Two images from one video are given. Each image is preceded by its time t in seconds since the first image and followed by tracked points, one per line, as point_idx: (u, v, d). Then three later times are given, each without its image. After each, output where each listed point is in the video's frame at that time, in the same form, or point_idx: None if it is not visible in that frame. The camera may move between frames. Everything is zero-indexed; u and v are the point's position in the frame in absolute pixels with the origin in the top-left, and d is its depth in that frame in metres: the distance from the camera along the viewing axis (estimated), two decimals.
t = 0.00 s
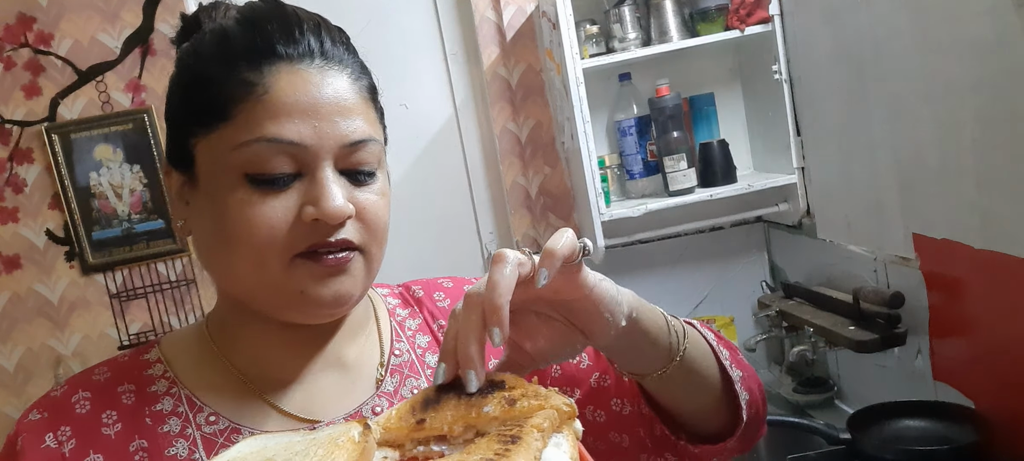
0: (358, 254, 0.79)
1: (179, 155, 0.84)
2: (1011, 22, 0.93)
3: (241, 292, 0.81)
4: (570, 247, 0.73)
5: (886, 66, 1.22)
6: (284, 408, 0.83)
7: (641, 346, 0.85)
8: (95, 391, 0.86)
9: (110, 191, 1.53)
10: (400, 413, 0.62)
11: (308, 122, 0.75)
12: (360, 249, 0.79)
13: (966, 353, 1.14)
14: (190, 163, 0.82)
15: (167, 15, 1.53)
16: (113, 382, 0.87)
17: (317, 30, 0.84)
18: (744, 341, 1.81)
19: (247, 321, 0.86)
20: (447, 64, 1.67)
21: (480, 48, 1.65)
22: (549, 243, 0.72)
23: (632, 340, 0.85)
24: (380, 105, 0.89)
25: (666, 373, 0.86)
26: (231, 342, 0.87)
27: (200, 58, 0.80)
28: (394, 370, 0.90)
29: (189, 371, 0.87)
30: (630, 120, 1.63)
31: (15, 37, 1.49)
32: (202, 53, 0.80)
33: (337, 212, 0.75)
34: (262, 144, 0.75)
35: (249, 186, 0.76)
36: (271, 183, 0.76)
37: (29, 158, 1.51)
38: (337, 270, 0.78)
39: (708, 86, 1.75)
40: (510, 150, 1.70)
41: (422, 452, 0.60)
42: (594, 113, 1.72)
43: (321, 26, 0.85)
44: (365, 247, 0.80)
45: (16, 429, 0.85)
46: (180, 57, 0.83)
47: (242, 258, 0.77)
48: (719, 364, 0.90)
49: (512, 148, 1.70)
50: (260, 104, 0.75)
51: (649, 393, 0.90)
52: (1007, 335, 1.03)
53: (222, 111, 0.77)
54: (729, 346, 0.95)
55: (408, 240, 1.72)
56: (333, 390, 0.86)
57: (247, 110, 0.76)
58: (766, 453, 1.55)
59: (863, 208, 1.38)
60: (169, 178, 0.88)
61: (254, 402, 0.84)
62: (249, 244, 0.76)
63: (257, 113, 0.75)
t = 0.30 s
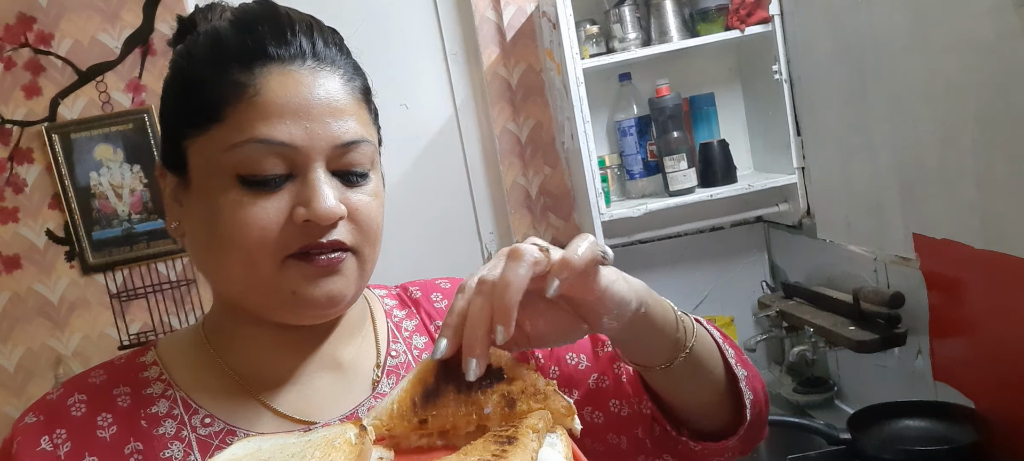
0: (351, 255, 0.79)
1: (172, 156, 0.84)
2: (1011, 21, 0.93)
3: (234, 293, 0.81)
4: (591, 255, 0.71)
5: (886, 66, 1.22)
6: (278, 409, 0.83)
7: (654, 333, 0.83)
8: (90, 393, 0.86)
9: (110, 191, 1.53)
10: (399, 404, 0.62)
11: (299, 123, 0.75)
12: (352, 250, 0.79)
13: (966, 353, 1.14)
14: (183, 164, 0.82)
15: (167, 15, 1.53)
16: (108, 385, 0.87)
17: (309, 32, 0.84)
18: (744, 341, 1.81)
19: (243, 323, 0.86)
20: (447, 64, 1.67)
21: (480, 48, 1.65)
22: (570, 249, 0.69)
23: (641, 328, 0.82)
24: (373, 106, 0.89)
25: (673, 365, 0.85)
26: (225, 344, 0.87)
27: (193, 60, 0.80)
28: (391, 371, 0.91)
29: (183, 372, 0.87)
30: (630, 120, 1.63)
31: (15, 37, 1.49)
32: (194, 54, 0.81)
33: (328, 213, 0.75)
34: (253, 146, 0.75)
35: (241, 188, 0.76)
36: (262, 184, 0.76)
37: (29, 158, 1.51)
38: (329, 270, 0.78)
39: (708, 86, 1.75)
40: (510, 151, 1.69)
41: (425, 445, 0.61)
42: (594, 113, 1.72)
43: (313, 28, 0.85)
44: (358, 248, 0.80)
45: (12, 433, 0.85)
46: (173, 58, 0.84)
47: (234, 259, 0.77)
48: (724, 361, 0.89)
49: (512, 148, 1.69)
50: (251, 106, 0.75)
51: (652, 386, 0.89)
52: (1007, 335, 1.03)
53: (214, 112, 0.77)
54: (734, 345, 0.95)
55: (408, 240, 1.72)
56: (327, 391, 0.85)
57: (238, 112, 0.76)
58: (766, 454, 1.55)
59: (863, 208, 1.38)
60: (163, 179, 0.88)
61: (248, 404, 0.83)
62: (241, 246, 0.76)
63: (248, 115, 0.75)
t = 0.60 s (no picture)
0: (348, 254, 0.79)
1: (171, 157, 0.84)
2: (1011, 22, 0.93)
3: (232, 293, 0.80)
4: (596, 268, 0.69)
5: (887, 66, 1.22)
6: (276, 409, 0.83)
7: (657, 317, 0.82)
8: (87, 395, 0.86)
9: (110, 191, 1.53)
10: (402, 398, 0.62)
11: (298, 122, 0.75)
12: (350, 250, 0.79)
13: (966, 352, 1.14)
14: (181, 164, 0.82)
15: (167, 15, 1.53)
16: (106, 386, 0.87)
17: (309, 33, 0.84)
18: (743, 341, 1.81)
19: (241, 323, 0.85)
20: (447, 64, 1.68)
21: (480, 49, 1.65)
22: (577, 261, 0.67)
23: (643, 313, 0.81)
24: (372, 107, 0.89)
25: (674, 351, 0.85)
26: (224, 345, 0.87)
27: (192, 60, 0.81)
28: (388, 371, 0.91)
29: (181, 374, 0.87)
30: (630, 120, 1.63)
31: (15, 37, 1.49)
32: (194, 55, 0.81)
33: (326, 212, 0.75)
34: (253, 145, 0.75)
35: (239, 187, 0.76)
36: (261, 183, 0.76)
37: (29, 158, 1.51)
38: (326, 269, 0.77)
39: (708, 86, 1.75)
40: (510, 150, 1.69)
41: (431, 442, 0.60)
42: (594, 113, 1.72)
43: (313, 29, 0.85)
44: (355, 248, 0.79)
45: (9, 435, 0.85)
46: (173, 59, 0.84)
47: (232, 258, 0.77)
48: (728, 346, 0.89)
49: (512, 148, 1.69)
50: (251, 106, 0.75)
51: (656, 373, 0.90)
52: (1007, 334, 1.03)
53: (213, 112, 0.77)
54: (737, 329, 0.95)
55: (408, 240, 1.72)
56: (326, 391, 0.85)
57: (237, 111, 0.76)
58: (766, 453, 1.55)
59: (863, 208, 1.38)
60: (162, 180, 0.88)
61: (247, 404, 0.83)
62: (239, 245, 0.76)
63: (247, 114, 0.75)
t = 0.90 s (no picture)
0: (342, 239, 0.78)
1: (164, 152, 0.85)
2: (1011, 21, 0.93)
3: (223, 282, 0.80)
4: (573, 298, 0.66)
5: (887, 65, 1.22)
6: (272, 410, 0.83)
7: (642, 306, 0.81)
8: (86, 396, 0.87)
9: (110, 191, 1.53)
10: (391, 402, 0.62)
11: (283, 99, 0.76)
12: (343, 234, 0.78)
13: (966, 352, 1.14)
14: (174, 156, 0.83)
15: (167, 15, 1.53)
16: (104, 388, 0.87)
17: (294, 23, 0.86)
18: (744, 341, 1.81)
19: (237, 321, 0.85)
20: (447, 64, 1.68)
21: (480, 49, 1.65)
22: (553, 290, 0.65)
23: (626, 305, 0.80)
24: (364, 98, 0.90)
25: (665, 336, 0.85)
26: (221, 344, 0.87)
27: (184, 54, 0.83)
28: (386, 372, 0.91)
29: (180, 376, 0.87)
30: (630, 120, 1.63)
31: (15, 37, 1.49)
32: (184, 50, 0.83)
33: (314, 185, 0.74)
34: (239, 123, 0.76)
35: (227, 168, 0.76)
36: (248, 163, 0.76)
37: (29, 158, 1.51)
38: (318, 258, 0.76)
39: (708, 86, 1.75)
40: (510, 150, 1.69)
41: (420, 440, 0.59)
42: (594, 113, 1.72)
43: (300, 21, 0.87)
44: (348, 232, 0.78)
45: (8, 437, 0.86)
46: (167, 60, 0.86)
47: (221, 244, 0.76)
48: (722, 327, 0.89)
49: (512, 148, 1.69)
50: (236, 86, 0.77)
51: (653, 363, 0.90)
52: (1007, 334, 1.03)
53: (202, 96, 0.79)
54: (732, 312, 0.96)
55: (408, 240, 1.72)
56: (325, 391, 0.85)
57: (224, 92, 0.77)
58: (766, 454, 1.55)
59: (863, 208, 1.38)
60: (157, 181, 0.89)
61: (245, 405, 0.83)
62: (228, 228, 0.75)
63: (233, 93, 0.77)
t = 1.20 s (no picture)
0: (336, 245, 0.78)
1: (155, 160, 0.85)
2: (1011, 21, 0.93)
3: (217, 291, 0.80)
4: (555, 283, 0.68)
5: (887, 66, 1.22)
6: (268, 413, 0.83)
7: (635, 314, 0.82)
8: (82, 399, 0.86)
9: (110, 191, 1.53)
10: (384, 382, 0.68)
11: (270, 111, 0.76)
12: (337, 240, 0.78)
13: (965, 352, 1.14)
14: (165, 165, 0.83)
15: (167, 15, 1.52)
16: (100, 390, 0.87)
17: (281, 26, 0.84)
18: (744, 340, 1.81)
19: (235, 324, 0.85)
20: (447, 64, 1.68)
21: (480, 48, 1.65)
22: (536, 274, 0.67)
23: (619, 309, 0.81)
24: (354, 96, 0.90)
25: (662, 346, 0.85)
26: (218, 346, 0.87)
27: (170, 62, 0.82)
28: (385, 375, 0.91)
29: (178, 378, 0.87)
30: (630, 120, 1.63)
31: (15, 37, 1.49)
32: (171, 57, 0.82)
33: (303, 199, 0.74)
34: (227, 136, 0.75)
35: (216, 180, 0.76)
36: (237, 175, 0.76)
37: (29, 158, 1.51)
38: (312, 264, 0.76)
39: (708, 86, 1.75)
40: (510, 150, 1.69)
41: (411, 424, 0.66)
42: (594, 113, 1.72)
43: (286, 23, 0.86)
44: (342, 238, 0.78)
45: (3, 441, 0.85)
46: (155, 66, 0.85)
47: (214, 256, 0.76)
48: (719, 342, 0.89)
49: (512, 148, 1.69)
50: (223, 98, 0.76)
51: (650, 373, 0.90)
52: (1007, 335, 1.03)
53: (189, 107, 0.78)
54: (731, 326, 0.95)
55: (409, 240, 1.72)
56: (322, 395, 0.86)
57: (211, 104, 0.77)
58: (766, 453, 1.55)
59: (863, 208, 1.38)
60: (150, 186, 0.89)
61: (241, 408, 0.83)
62: (219, 241, 0.75)
63: (219, 106, 0.76)
